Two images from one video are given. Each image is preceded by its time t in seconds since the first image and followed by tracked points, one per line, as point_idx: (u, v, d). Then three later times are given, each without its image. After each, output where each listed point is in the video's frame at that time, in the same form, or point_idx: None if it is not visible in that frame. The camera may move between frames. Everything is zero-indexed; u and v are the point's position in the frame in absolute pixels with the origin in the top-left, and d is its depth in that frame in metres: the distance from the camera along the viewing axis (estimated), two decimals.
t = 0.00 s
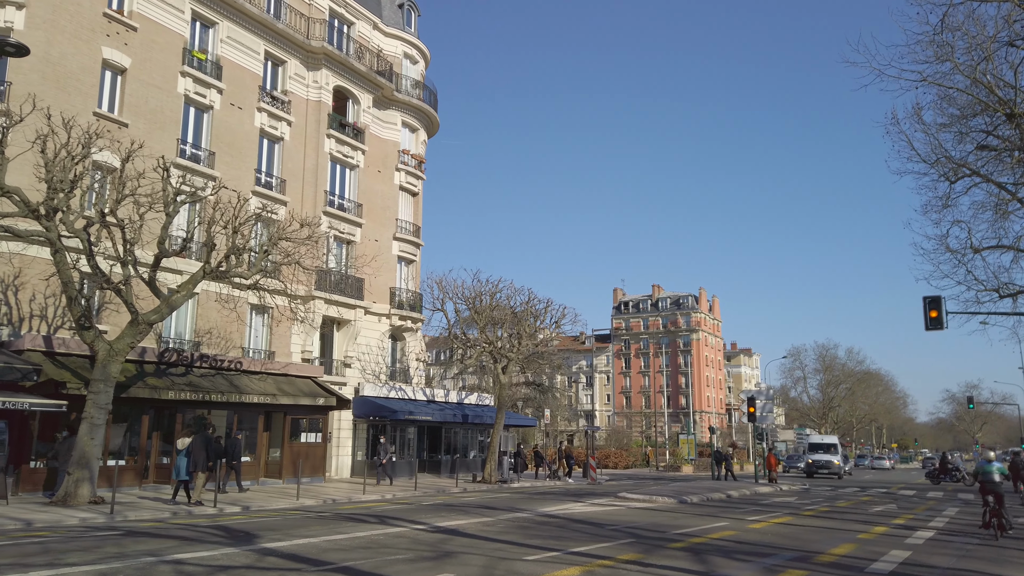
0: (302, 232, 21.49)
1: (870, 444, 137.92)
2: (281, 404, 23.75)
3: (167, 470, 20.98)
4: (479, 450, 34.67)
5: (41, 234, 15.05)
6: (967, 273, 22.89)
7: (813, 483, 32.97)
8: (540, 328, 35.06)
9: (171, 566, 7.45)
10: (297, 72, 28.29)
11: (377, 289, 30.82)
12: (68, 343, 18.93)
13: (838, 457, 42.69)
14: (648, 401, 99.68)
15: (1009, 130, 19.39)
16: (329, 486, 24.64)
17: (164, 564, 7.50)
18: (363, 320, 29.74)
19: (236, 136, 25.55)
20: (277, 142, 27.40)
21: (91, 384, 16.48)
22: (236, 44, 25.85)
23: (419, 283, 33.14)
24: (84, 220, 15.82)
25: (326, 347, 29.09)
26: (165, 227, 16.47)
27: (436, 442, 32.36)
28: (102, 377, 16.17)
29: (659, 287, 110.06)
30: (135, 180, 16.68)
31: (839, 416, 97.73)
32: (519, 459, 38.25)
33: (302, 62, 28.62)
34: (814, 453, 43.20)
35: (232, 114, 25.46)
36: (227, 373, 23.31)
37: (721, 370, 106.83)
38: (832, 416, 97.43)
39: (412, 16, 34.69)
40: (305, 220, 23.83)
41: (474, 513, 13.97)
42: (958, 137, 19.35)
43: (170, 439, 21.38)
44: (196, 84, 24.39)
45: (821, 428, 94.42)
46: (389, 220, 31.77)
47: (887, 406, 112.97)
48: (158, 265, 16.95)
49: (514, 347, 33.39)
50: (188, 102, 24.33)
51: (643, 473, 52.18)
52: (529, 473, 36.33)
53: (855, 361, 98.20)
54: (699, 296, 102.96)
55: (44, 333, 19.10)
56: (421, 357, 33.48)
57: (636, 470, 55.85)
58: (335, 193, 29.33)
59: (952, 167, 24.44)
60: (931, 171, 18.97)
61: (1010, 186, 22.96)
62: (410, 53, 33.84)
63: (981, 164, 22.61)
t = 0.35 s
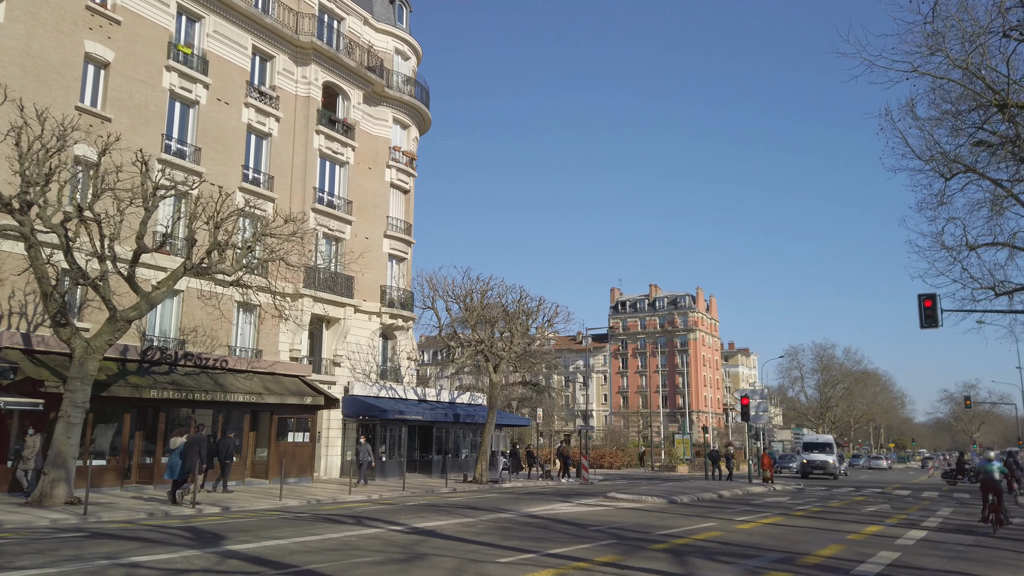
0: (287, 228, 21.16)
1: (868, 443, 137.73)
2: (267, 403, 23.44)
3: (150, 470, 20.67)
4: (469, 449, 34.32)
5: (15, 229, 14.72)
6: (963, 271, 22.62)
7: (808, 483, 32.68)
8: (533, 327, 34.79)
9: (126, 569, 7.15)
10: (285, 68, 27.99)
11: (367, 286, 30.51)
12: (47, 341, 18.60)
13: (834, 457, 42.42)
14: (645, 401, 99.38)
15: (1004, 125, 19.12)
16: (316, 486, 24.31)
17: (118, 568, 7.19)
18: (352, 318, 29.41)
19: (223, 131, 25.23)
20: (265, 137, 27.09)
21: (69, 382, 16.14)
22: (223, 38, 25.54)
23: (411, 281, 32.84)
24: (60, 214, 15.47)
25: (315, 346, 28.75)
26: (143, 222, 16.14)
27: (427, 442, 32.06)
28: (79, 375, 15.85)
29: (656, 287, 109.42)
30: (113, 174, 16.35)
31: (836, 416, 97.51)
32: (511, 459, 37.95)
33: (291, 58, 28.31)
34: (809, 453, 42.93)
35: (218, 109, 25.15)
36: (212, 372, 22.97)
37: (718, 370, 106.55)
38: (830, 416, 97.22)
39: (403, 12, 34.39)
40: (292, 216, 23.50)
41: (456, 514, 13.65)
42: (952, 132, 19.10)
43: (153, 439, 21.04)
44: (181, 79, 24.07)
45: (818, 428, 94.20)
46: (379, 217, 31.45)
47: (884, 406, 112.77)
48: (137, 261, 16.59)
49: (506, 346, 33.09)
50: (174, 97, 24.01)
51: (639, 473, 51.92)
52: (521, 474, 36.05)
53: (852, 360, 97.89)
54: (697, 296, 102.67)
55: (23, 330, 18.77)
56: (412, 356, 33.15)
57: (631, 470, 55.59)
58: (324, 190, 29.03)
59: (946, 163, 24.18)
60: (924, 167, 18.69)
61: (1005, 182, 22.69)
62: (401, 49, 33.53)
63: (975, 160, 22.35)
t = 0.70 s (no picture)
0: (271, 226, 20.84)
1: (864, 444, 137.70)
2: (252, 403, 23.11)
3: (131, 471, 20.35)
4: (459, 450, 34.06)
5: None
6: (957, 270, 22.38)
7: (801, 484, 32.44)
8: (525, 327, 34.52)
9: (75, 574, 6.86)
10: (273, 65, 27.69)
11: (356, 286, 30.22)
12: (26, 340, 18.31)
13: (828, 458, 42.20)
14: (642, 402, 99.13)
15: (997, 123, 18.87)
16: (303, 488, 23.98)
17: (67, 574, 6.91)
18: (341, 318, 29.11)
19: (208, 128, 24.92)
20: (251, 135, 26.80)
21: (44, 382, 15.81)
22: (209, 34, 25.25)
23: (401, 280, 32.55)
24: (35, 211, 15.09)
25: (303, 346, 28.45)
26: (121, 219, 15.72)
27: (416, 443, 31.79)
28: (54, 375, 15.51)
29: (652, 287, 109.04)
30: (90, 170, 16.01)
31: (833, 417, 97.33)
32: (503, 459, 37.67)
33: (279, 54, 28.02)
34: (803, 454, 42.70)
35: (204, 106, 24.84)
36: (196, 372, 22.62)
37: (715, 370, 106.32)
38: (826, 417, 97.08)
39: (394, 9, 34.09)
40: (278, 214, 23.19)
41: (436, 517, 13.36)
42: (946, 130, 18.87)
43: (134, 440, 20.70)
44: (166, 75, 23.77)
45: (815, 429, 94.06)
46: (369, 216, 31.15)
47: (881, 407, 112.72)
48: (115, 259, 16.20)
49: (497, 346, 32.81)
50: (158, 93, 23.71)
51: (634, 473, 51.65)
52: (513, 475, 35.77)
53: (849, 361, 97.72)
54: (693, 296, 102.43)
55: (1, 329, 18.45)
56: (402, 357, 32.85)
57: (625, 471, 55.33)
58: (312, 188, 28.74)
59: (940, 162, 23.95)
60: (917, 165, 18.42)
61: (999, 181, 22.45)
62: (391, 46, 33.23)
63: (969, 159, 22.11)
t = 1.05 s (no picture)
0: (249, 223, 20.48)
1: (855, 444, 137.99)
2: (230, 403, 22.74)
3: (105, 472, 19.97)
4: (444, 451, 33.74)
5: None
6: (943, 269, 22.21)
7: (788, 484, 32.27)
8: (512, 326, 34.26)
9: None
10: (255, 60, 27.33)
11: (340, 284, 29.89)
12: None
13: (817, 457, 42.10)
14: (633, 402, 99.02)
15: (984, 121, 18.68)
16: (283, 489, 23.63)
17: None
18: (324, 317, 28.79)
19: (188, 124, 24.54)
20: (232, 131, 26.44)
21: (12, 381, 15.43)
22: (188, 29, 24.89)
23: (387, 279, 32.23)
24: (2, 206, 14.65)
25: (286, 345, 28.11)
26: (91, 215, 15.23)
27: (401, 444, 31.49)
28: (22, 374, 15.12)
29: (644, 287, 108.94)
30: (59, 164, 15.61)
31: (824, 417, 97.41)
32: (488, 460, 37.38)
33: (261, 50, 27.66)
34: (792, 454, 42.58)
35: (184, 102, 24.47)
36: (173, 372, 22.23)
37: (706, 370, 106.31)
38: (817, 417, 97.17)
39: (379, 5, 33.74)
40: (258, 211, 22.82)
41: (410, 520, 13.08)
42: (933, 127, 18.68)
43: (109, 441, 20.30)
44: (144, 70, 23.38)
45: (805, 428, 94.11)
46: (354, 214, 30.82)
47: (872, 407, 112.95)
48: (86, 256, 15.76)
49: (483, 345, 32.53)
50: (136, 89, 23.32)
51: (623, 473, 51.47)
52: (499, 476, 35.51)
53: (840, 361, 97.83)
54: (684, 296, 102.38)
55: None
56: (387, 356, 32.53)
57: (615, 471, 55.15)
58: (295, 186, 28.41)
59: (927, 160, 23.80)
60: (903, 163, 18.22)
61: (986, 179, 22.28)
62: (376, 43, 32.90)
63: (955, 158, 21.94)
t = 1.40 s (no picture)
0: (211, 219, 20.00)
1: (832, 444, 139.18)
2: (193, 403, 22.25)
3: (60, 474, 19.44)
4: (415, 452, 33.39)
5: None
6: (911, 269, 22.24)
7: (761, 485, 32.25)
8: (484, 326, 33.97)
9: None
10: (222, 55, 26.85)
11: (310, 283, 29.46)
12: None
13: (790, 458, 42.22)
14: (611, 402, 99.10)
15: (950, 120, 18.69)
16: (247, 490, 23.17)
17: None
18: (293, 316, 28.34)
19: (151, 118, 24.02)
20: (199, 126, 25.94)
21: None
22: (153, 22, 24.37)
23: (358, 278, 31.83)
24: None
25: (253, 344, 27.63)
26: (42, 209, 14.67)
27: (371, 445, 31.08)
28: None
29: (623, 288, 109.13)
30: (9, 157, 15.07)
31: (800, 418, 98.04)
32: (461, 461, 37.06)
33: (229, 45, 27.19)
34: (765, 454, 42.66)
35: (147, 96, 23.97)
36: (133, 371, 21.70)
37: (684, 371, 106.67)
38: (793, 418, 97.83)
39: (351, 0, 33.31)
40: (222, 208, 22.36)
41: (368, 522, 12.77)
42: (901, 125, 18.67)
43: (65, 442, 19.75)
44: (106, 63, 22.84)
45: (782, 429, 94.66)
46: (324, 211, 30.41)
47: (848, 408, 114.00)
48: (37, 251, 15.21)
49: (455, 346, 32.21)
50: (97, 82, 22.77)
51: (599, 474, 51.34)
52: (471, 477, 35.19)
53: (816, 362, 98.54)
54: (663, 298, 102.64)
55: None
56: (358, 356, 32.11)
57: (592, 472, 55.03)
58: (263, 182, 27.96)
59: (896, 161, 23.86)
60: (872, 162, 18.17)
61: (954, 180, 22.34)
62: (348, 38, 32.49)
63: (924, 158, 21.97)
